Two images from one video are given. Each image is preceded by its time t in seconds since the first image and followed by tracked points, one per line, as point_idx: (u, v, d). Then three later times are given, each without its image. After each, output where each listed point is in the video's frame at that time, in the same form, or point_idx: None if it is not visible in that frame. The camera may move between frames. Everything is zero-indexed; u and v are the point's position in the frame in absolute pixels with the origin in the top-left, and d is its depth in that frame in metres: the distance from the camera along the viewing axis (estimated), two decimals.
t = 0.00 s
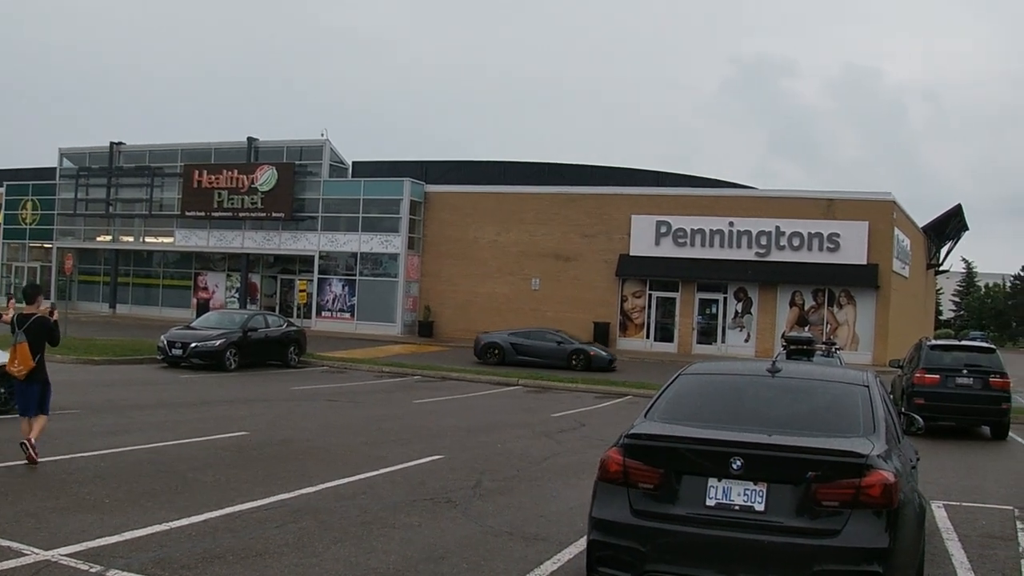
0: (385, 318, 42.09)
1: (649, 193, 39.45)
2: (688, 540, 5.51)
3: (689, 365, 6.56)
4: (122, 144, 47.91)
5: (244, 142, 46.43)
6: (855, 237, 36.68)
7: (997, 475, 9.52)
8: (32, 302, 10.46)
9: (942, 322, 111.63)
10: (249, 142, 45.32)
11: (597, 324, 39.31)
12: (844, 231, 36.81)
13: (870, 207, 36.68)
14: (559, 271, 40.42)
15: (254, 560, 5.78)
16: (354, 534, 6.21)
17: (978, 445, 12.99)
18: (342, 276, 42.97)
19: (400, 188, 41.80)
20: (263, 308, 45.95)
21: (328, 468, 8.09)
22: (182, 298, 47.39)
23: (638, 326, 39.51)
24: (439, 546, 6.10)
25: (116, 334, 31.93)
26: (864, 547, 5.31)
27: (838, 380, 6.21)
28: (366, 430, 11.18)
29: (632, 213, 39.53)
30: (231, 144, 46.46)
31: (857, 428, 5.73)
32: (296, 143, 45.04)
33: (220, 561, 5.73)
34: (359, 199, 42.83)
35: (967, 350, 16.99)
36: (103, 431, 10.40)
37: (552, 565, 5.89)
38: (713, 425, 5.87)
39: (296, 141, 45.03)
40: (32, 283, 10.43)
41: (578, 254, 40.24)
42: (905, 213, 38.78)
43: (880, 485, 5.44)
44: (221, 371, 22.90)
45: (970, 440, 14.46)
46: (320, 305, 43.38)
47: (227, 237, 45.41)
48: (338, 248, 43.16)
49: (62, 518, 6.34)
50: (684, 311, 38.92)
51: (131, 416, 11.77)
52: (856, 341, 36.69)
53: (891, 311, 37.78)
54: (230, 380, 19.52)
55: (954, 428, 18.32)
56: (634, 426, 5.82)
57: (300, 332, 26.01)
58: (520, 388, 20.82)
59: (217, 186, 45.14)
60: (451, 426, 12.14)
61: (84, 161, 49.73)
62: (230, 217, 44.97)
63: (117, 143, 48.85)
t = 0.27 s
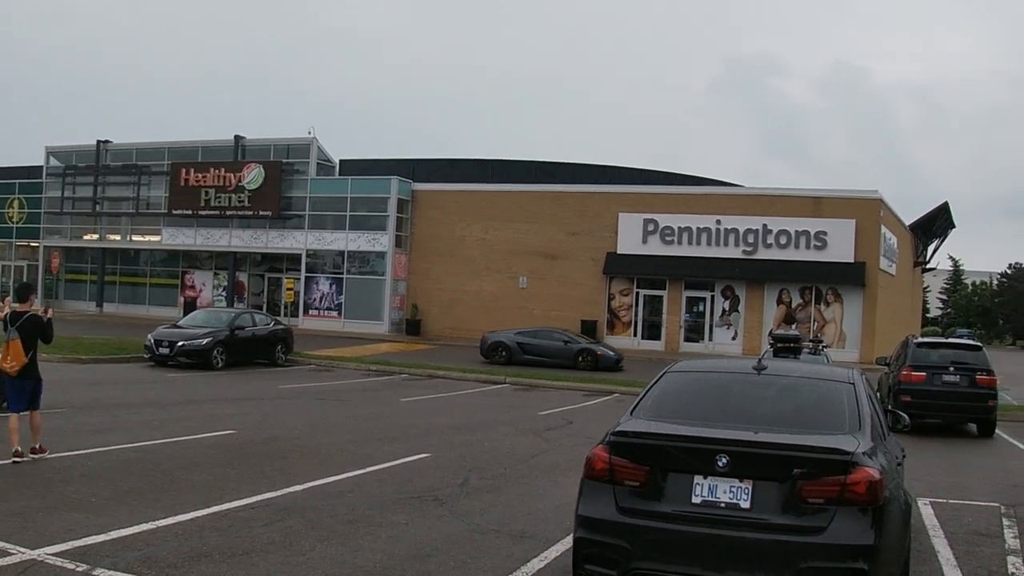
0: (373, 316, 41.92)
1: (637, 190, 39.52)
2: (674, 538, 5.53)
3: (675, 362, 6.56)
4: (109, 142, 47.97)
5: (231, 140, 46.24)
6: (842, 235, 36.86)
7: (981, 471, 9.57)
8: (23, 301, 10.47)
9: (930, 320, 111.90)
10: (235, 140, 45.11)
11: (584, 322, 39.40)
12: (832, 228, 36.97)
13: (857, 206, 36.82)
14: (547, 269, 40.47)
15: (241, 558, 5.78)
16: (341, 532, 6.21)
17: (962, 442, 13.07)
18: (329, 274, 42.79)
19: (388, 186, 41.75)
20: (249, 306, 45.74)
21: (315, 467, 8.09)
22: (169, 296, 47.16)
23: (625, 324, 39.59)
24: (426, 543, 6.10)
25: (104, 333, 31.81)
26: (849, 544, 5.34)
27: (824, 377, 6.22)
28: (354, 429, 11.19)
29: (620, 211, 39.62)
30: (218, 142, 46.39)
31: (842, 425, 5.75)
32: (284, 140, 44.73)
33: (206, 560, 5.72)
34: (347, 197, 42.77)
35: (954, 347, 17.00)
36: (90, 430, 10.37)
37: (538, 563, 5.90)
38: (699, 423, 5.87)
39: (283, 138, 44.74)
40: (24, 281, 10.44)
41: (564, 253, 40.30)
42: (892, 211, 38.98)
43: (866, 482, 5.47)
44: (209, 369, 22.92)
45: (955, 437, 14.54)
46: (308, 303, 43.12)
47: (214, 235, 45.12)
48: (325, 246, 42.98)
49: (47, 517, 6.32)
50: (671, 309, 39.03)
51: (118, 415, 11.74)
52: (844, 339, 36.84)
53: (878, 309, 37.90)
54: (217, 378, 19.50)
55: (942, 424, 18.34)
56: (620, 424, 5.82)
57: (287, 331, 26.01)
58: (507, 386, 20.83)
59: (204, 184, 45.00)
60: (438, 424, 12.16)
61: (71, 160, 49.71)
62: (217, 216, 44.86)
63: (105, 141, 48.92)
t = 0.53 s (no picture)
0: (352, 314, 41.88)
1: (617, 187, 39.44)
2: (650, 533, 5.55)
3: (651, 358, 6.56)
4: (86, 139, 47.75)
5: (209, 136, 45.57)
6: (820, 231, 36.98)
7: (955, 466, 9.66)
8: (9, 299, 10.46)
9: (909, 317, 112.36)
10: (214, 136, 44.48)
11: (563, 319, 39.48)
12: (809, 224, 37.07)
13: (834, 202, 37.07)
14: (525, 265, 40.55)
15: (218, 556, 5.77)
16: (318, 529, 6.22)
17: (938, 436, 13.17)
18: (308, 271, 42.62)
19: (366, 183, 41.73)
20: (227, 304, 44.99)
21: (293, 464, 8.08)
22: (148, 293, 46.70)
23: (604, 320, 39.66)
24: (403, 540, 6.11)
25: (84, 331, 31.68)
26: (824, 539, 5.38)
27: (800, 372, 6.24)
28: (334, 426, 11.19)
29: (598, 208, 39.67)
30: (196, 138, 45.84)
31: (818, 420, 5.78)
32: (262, 137, 44.31)
33: (184, 557, 5.71)
34: (325, 194, 42.65)
35: (932, 343, 17.02)
36: (68, 428, 10.33)
37: (515, 559, 5.91)
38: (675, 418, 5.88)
39: (262, 134, 44.32)
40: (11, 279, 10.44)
41: (542, 249, 40.35)
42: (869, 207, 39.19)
43: (841, 477, 5.51)
44: (186, 367, 22.99)
45: (932, 431, 14.65)
46: (286, 301, 43.04)
47: (193, 232, 45.06)
48: (303, 243, 42.76)
49: (24, 516, 6.29)
50: (650, 305, 39.09)
51: (95, 413, 11.68)
52: (822, 334, 36.88)
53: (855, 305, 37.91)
54: (195, 375, 19.45)
55: (918, 419, 18.42)
56: (596, 419, 5.81)
57: (266, 328, 26.02)
58: (486, 382, 20.84)
59: (182, 181, 44.76)
60: (417, 421, 12.19)
61: (48, 157, 49.57)
62: (196, 213, 44.61)
63: (82, 138, 48.70)
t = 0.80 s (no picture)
0: (321, 310, 41.76)
1: (588, 183, 39.52)
2: (617, 528, 5.57)
3: (618, 353, 6.56)
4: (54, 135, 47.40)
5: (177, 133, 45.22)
6: (789, 227, 37.10)
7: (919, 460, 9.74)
8: None
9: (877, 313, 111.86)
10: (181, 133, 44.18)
11: (533, 315, 39.49)
12: (778, 220, 37.20)
13: (801, 197, 37.17)
14: (495, 261, 40.56)
15: (186, 553, 5.75)
16: (286, 527, 6.21)
17: (904, 430, 13.26)
18: (277, 268, 42.54)
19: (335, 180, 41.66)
20: (197, 301, 45.18)
21: (263, 462, 8.06)
22: (115, 291, 46.69)
23: (574, 316, 39.55)
24: (371, 536, 6.13)
25: (53, 330, 31.49)
26: (790, 533, 5.43)
27: (766, 367, 6.26)
28: (304, 423, 11.19)
29: (568, 204, 39.68)
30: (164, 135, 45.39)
31: (784, 414, 5.81)
32: (231, 134, 43.92)
33: (151, 556, 5.69)
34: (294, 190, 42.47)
35: (900, 338, 17.08)
36: (36, 427, 10.26)
37: (483, 555, 5.93)
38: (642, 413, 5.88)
39: (230, 132, 43.91)
40: None
41: (513, 246, 40.37)
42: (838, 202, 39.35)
43: (807, 471, 5.55)
44: (155, 364, 22.96)
45: (898, 426, 14.75)
46: (255, 298, 42.97)
47: (162, 229, 44.89)
48: (273, 240, 42.69)
49: None
50: (620, 302, 39.05)
51: (63, 412, 11.61)
52: (791, 330, 37.02)
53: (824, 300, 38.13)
54: (162, 373, 19.39)
55: (888, 415, 18.52)
56: (563, 415, 5.80)
57: (235, 325, 26.00)
58: (455, 379, 20.85)
59: (150, 177, 44.44)
60: (387, 417, 12.21)
61: (16, 154, 49.44)
62: (164, 209, 44.45)
63: (50, 134, 48.27)
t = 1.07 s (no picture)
0: (286, 306, 41.62)
1: (554, 178, 39.53)
2: (580, 522, 5.58)
3: (582, 347, 6.55)
4: (17, 132, 47.37)
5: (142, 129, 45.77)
6: (755, 222, 37.33)
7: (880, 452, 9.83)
8: None
9: (844, 307, 111.75)
10: (146, 129, 44.75)
11: (499, 310, 39.49)
12: (743, 216, 37.42)
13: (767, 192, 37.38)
14: (461, 257, 40.50)
15: (149, 552, 5.71)
16: (251, 524, 6.20)
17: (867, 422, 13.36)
18: (242, 264, 42.35)
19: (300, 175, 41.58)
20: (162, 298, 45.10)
21: (227, 460, 8.04)
22: (80, 289, 46.23)
23: (540, 311, 39.74)
24: (336, 532, 6.13)
25: (19, 328, 31.25)
26: (754, 526, 5.46)
27: (729, 360, 6.27)
28: (271, 419, 11.17)
29: (533, 199, 39.65)
30: (129, 132, 46.09)
31: (748, 408, 5.83)
32: (195, 130, 44.67)
33: (114, 554, 5.65)
34: (259, 186, 42.32)
35: (864, 332, 17.15)
36: None
37: (448, 551, 5.94)
38: (606, 407, 5.88)
39: (194, 128, 44.67)
40: None
41: (478, 241, 40.27)
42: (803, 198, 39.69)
43: (770, 464, 5.58)
44: (119, 362, 22.87)
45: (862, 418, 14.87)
46: (221, 294, 42.63)
47: (125, 226, 44.40)
48: (237, 236, 42.50)
49: None
50: (586, 297, 39.22)
51: (27, 410, 11.52)
52: (756, 324, 37.30)
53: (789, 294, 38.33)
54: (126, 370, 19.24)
55: (852, 409, 18.62)
56: (526, 409, 5.79)
57: (200, 322, 25.93)
58: (421, 374, 20.87)
59: (114, 174, 44.05)
60: (353, 413, 12.21)
61: None
62: (128, 206, 44.02)
63: (13, 131, 48.31)
